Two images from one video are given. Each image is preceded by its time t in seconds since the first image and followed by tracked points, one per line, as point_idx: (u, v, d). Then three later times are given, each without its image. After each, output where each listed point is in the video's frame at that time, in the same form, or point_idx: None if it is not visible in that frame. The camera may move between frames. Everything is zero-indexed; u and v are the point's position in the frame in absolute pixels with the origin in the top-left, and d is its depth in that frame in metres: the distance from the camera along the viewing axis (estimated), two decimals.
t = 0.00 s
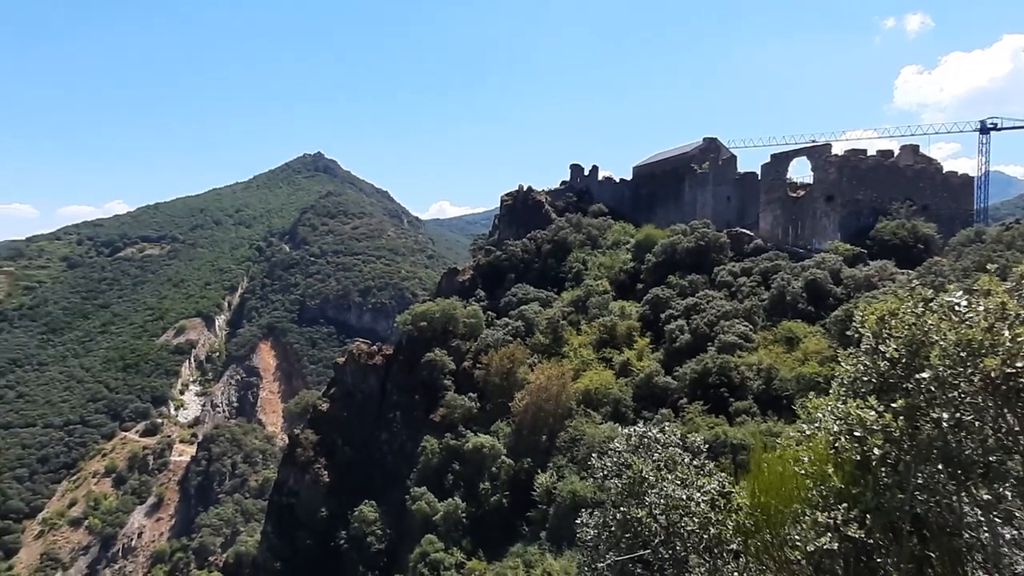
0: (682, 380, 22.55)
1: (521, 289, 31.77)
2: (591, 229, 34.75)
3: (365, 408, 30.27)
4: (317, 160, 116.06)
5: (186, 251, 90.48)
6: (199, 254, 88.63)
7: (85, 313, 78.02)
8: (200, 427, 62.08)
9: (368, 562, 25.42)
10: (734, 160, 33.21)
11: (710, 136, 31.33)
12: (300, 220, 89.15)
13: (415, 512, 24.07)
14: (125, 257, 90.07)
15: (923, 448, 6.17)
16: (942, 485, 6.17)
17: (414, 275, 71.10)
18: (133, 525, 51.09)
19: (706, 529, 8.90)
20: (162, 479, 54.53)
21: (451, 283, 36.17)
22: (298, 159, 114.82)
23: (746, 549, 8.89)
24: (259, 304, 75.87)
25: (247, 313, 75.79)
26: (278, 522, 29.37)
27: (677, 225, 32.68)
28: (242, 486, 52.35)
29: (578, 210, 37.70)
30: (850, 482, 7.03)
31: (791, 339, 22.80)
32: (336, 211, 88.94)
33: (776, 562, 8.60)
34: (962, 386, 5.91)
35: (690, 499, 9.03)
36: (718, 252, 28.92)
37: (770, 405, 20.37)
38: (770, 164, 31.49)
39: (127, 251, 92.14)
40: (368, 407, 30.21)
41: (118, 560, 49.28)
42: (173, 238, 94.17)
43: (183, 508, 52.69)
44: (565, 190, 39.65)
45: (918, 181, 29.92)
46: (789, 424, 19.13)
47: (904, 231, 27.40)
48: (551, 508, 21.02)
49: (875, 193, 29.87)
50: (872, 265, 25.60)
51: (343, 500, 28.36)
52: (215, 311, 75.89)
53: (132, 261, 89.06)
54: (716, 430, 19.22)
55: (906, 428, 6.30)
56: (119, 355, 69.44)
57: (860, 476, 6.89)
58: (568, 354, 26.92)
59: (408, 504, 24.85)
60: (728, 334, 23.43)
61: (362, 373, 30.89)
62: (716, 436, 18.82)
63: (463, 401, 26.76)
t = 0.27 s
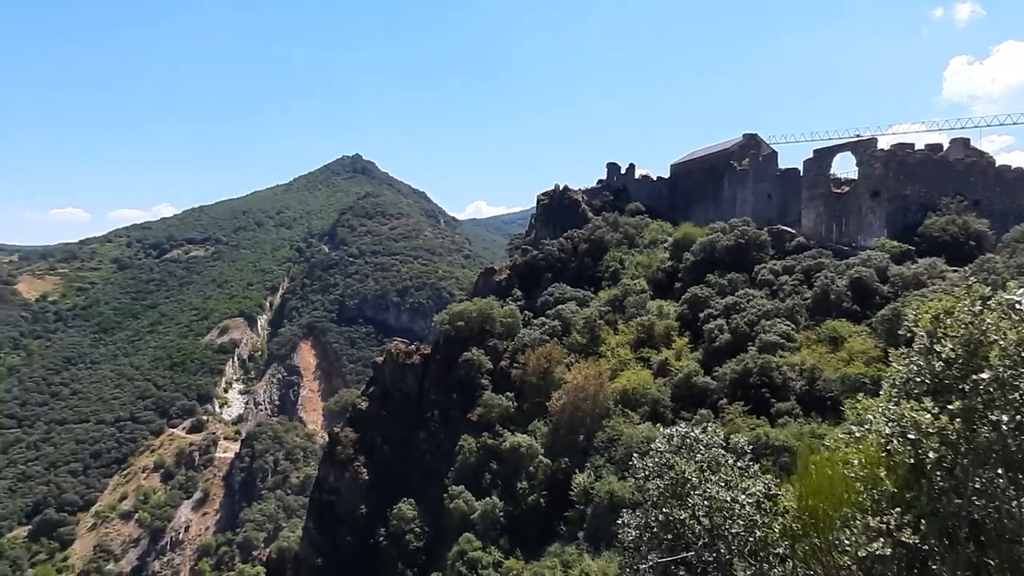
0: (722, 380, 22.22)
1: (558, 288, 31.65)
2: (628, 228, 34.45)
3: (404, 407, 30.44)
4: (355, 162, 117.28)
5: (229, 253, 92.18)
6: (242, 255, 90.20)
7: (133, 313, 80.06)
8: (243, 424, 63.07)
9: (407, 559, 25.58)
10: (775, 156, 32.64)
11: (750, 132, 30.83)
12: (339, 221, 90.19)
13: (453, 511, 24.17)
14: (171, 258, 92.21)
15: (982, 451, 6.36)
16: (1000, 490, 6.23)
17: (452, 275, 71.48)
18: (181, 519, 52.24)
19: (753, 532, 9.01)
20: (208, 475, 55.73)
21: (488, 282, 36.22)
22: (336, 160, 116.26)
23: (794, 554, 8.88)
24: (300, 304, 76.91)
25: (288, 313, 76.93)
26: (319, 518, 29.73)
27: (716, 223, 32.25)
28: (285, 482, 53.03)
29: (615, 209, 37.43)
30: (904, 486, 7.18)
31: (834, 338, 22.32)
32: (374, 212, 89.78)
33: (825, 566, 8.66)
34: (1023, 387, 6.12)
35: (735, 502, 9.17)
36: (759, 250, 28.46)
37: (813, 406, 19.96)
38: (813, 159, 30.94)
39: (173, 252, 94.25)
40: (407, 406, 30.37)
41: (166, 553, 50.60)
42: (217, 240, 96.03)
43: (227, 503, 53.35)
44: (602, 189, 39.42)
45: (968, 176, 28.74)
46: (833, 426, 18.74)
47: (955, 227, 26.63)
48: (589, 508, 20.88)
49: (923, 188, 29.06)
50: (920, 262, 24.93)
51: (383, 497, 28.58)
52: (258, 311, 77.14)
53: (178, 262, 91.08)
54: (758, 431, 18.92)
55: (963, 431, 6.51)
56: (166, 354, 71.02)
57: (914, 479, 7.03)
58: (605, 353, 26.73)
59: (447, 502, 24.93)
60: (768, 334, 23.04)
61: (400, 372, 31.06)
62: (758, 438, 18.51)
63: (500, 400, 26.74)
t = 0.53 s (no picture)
0: (769, 381, 21.38)
1: (600, 287, 31.06)
2: (670, 226, 33.65)
3: (446, 406, 30.15)
4: (397, 163, 118.03)
5: (275, 254, 93.51)
6: (288, 255, 91.38)
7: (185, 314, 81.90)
8: (290, 422, 63.69)
9: (450, 558, 25.31)
10: (823, 151, 31.52)
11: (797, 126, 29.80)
12: (382, 222, 90.77)
13: (495, 510, 23.79)
14: (220, 260, 94.08)
15: None
16: None
17: (493, 274, 71.34)
18: (231, 513, 52.77)
19: (805, 539, 9.46)
20: (257, 471, 56.36)
21: (529, 282, 35.77)
22: (379, 162, 117.21)
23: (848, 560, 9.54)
24: (344, 304, 77.55)
25: (333, 313, 77.63)
26: (363, 516, 29.61)
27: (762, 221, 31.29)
28: (331, 479, 52.79)
29: (657, 207, 36.65)
30: (966, 493, 8.52)
31: (888, 339, 21.32)
32: (416, 212, 90.12)
33: (880, 569, 9.47)
34: None
35: (786, 506, 9.59)
36: (807, 248, 27.48)
37: (865, 408, 19.06)
38: (863, 154, 29.82)
39: (222, 254, 96.10)
40: (450, 405, 30.07)
41: (217, 546, 50.93)
42: (264, 241, 97.55)
43: (275, 499, 53.89)
44: (644, 188, 38.68)
45: None
46: (887, 429, 17.84)
47: (1016, 223, 25.28)
48: (632, 510, 20.27)
49: (981, 182, 27.72)
50: (979, 259, 23.72)
51: (426, 496, 28.33)
52: (303, 311, 78.00)
53: (228, 264, 92.80)
54: (807, 433, 18.10)
55: None
56: (215, 353, 72.29)
57: (978, 482, 8.34)
58: (648, 354, 26.07)
59: (488, 502, 24.56)
60: (818, 334, 22.12)
61: (443, 371, 30.75)
62: (808, 440, 17.68)
63: (542, 400, 26.29)
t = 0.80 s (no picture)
0: (812, 383, 20.59)
1: (637, 287, 30.45)
2: (709, 225, 32.85)
3: (484, 406, 29.77)
4: (435, 164, 118.44)
5: (315, 254, 94.41)
6: (328, 256, 92.19)
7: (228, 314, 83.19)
8: (330, 421, 63.83)
9: (488, 557, 24.98)
10: (869, 146, 30.43)
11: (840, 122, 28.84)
12: (420, 223, 91.08)
13: (532, 509, 23.36)
14: (262, 261, 95.41)
15: None
16: None
17: (530, 274, 71.15)
18: (275, 510, 53.09)
19: (854, 545, 9.30)
20: (299, 468, 56.75)
21: (566, 282, 35.28)
22: (417, 163, 117.82)
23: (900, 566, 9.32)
24: (382, 304, 77.88)
25: (371, 313, 78.03)
26: (400, 515, 29.23)
27: (805, 218, 30.36)
28: (369, 477, 53.19)
29: (696, 206, 35.87)
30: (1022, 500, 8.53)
31: (938, 339, 20.37)
32: (453, 212, 90.25)
33: None
34: None
35: (834, 512, 9.42)
36: (852, 246, 26.53)
37: (913, 411, 18.20)
38: (911, 150, 28.63)
39: (264, 254, 97.38)
40: (487, 405, 29.69)
41: (261, 541, 51.35)
42: (305, 242, 98.63)
43: (317, 495, 54.13)
44: (682, 186, 37.96)
45: None
46: (937, 433, 17.00)
47: None
48: (671, 512, 19.68)
49: None
50: None
51: (463, 495, 27.91)
52: (343, 311, 78.51)
53: (269, 265, 93.99)
54: (853, 436, 17.30)
55: None
56: (258, 352, 73.17)
57: None
58: (687, 354, 25.39)
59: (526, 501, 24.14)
60: (864, 334, 21.25)
61: (480, 371, 30.40)
62: (854, 443, 16.86)
63: (579, 400, 25.80)
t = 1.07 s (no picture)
0: (865, 385, 19.63)
1: (681, 287, 29.63)
2: (755, 224, 31.85)
3: (526, 406, 29.27)
4: (477, 165, 118.57)
5: (360, 255, 95.12)
6: (372, 257, 92.83)
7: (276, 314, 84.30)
8: (375, 420, 64.11)
9: (531, 557, 24.54)
10: (924, 141, 29.08)
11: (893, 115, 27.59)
12: (462, 223, 91.15)
13: (575, 510, 22.81)
14: (309, 261, 96.52)
15: None
16: None
17: (573, 275, 70.74)
18: (320, 506, 53.20)
19: (914, 553, 9.23)
20: (344, 465, 56.97)
21: (608, 282, 34.56)
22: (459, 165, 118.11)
23: None
24: (425, 304, 78.02)
25: (414, 313, 78.25)
26: (443, 514, 28.85)
27: (856, 216, 29.20)
28: (413, 475, 53.09)
29: (742, 204, 34.83)
30: None
31: (1000, 341, 19.25)
32: (496, 212, 90.10)
33: None
34: None
35: (892, 518, 9.44)
36: (906, 244, 25.37)
37: (974, 415, 17.17)
38: (969, 143, 27.21)
39: (311, 255, 98.54)
40: (529, 405, 29.20)
41: (307, 536, 51.28)
42: (349, 243, 99.53)
43: (361, 492, 53.98)
44: (727, 184, 36.76)
45: None
46: (1000, 438, 15.98)
47: None
48: (717, 516, 18.93)
49: None
50: None
51: (506, 494, 27.47)
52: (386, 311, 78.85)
53: (315, 265, 95.05)
54: (909, 441, 16.38)
55: None
56: (305, 351, 73.95)
57: None
58: (733, 355, 24.55)
59: (569, 502, 23.56)
60: (920, 335, 20.16)
61: (522, 371, 29.91)
62: (911, 448, 15.94)
63: (622, 401, 25.15)
